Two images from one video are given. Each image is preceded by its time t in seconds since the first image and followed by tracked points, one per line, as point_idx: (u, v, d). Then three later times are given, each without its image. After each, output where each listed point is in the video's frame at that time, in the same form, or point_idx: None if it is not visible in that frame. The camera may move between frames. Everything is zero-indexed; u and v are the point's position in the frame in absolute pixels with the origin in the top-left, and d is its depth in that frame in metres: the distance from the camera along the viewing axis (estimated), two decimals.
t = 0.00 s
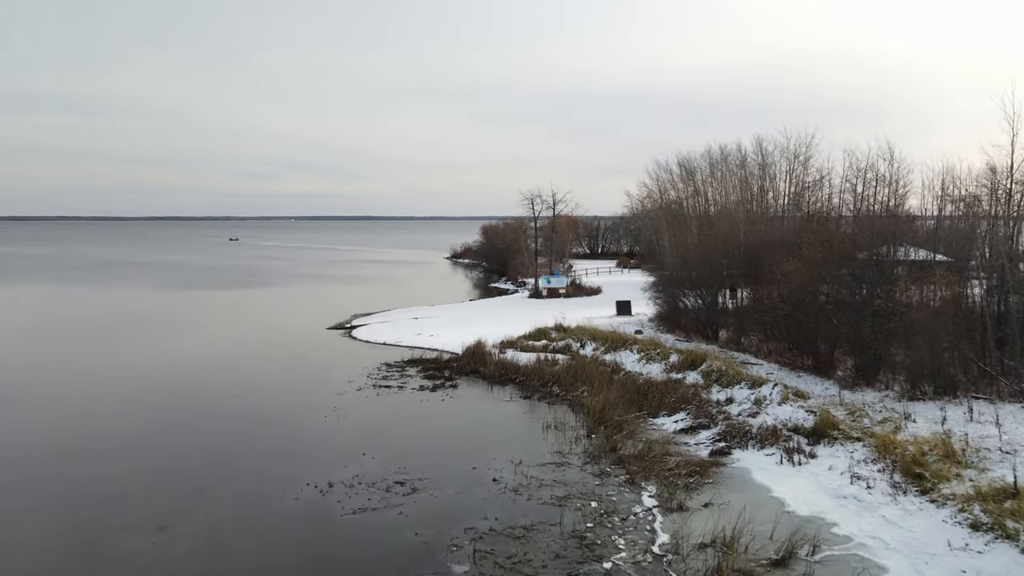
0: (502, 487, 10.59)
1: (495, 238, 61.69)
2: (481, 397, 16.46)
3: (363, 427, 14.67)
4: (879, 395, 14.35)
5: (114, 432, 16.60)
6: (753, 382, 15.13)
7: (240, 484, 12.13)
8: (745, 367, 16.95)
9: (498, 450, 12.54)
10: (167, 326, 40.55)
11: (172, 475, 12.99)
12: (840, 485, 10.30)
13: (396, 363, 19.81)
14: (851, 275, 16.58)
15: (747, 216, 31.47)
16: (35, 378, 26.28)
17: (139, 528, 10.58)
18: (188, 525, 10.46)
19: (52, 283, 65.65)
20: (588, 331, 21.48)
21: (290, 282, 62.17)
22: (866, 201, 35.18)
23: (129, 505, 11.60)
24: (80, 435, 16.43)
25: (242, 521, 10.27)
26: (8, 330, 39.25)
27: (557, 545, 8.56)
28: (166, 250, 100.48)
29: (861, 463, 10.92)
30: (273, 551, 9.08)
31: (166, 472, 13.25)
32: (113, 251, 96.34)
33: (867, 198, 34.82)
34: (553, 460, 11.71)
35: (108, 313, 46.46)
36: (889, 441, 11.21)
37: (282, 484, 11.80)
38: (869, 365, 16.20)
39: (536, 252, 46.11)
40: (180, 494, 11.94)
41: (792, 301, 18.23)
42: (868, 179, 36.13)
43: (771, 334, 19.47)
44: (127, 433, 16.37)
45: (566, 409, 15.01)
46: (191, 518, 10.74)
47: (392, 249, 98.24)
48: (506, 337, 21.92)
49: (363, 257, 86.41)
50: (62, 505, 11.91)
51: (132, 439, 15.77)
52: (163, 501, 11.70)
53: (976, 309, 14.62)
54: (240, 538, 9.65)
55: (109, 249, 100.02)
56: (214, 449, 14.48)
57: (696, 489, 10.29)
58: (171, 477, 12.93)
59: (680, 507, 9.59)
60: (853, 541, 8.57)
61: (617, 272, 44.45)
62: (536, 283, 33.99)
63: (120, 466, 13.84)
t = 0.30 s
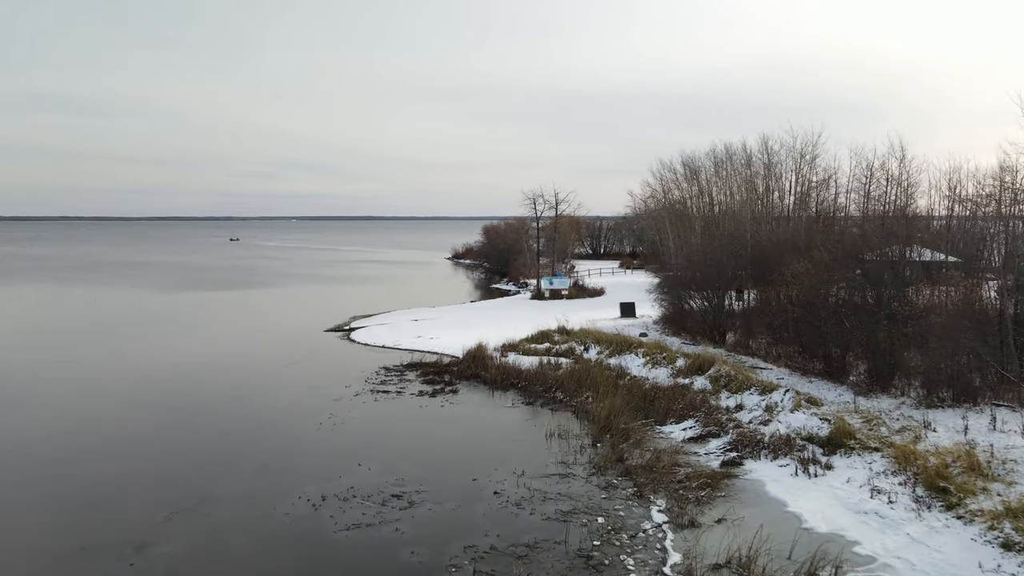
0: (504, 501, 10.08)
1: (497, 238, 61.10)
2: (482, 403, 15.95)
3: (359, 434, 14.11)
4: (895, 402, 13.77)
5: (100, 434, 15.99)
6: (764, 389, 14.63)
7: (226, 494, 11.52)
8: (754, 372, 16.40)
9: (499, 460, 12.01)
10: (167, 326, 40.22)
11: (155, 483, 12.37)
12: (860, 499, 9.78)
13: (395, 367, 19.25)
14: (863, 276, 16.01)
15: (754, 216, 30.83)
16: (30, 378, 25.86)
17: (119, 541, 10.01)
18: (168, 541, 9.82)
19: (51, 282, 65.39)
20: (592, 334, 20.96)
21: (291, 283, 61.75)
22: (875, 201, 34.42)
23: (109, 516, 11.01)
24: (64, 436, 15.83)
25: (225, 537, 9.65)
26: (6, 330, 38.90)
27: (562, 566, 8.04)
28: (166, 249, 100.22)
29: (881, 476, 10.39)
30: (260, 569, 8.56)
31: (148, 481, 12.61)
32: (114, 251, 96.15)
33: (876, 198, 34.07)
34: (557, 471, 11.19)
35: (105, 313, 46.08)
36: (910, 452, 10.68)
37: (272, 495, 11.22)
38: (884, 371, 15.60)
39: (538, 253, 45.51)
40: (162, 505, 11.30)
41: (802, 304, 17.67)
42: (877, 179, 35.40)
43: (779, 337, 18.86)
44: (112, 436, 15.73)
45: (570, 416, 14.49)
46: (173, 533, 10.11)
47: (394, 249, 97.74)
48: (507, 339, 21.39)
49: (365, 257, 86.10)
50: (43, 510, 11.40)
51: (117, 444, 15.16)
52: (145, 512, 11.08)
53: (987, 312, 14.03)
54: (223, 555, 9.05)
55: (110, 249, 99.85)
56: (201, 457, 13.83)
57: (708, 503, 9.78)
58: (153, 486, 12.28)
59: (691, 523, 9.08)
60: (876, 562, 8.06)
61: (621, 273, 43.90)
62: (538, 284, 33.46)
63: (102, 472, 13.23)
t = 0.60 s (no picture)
0: (506, 516, 9.57)
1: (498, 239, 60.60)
2: (484, 409, 15.45)
3: (355, 441, 13.58)
4: (913, 410, 13.20)
5: (87, 437, 15.46)
6: (775, 395, 14.15)
7: (215, 505, 11.00)
8: (764, 378, 15.88)
9: (499, 471, 11.48)
10: (165, 326, 39.77)
11: (142, 492, 11.84)
12: (882, 514, 9.26)
13: (394, 370, 18.73)
14: (874, 277, 15.46)
15: (759, 216, 30.28)
16: (26, 379, 25.40)
17: (102, 556, 9.50)
18: (151, 558, 9.28)
19: (51, 283, 65.07)
20: (595, 336, 20.46)
21: (291, 283, 61.30)
22: (882, 202, 33.85)
23: (90, 530, 10.44)
24: (52, 439, 15.34)
25: (211, 553, 9.13)
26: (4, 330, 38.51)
27: None
28: (166, 250, 100.01)
29: (903, 489, 9.86)
30: None
31: (130, 494, 11.90)
32: (115, 251, 95.82)
33: (884, 199, 33.47)
34: (561, 484, 10.67)
35: (104, 313, 45.72)
36: (932, 464, 10.16)
37: (264, 507, 10.71)
38: (899, 376, 14.99)
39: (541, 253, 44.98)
40: (148, 516, 10.78)
41: (813, 306, 17.09)
42: (884, 178, 34.82)
43: (789, 340, 18.31)
44: (100, 440, 15.21)
45: (574, 423, 13.98)
46: (156, 549, 9.58)
47: (395, 250, 97.28)
48: (509, 342, 20.88)
49: (365, 258, 85.67)
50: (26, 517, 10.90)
51: (105, 448, 14.64)
52: (130, 524, 10.56)
53: (1008, 314, 13.26)
54: (208, 573, 8.52)
55: (110, 249, 99.55)
56: (191, 463, 13.30)
57: (722, 519, 9.26)
58: (138, 497, 11.68)
59: (705, 541, 8.57)
60: None
61: (623, 273, 43.36)
62: (540, 285, 32.92)
63: (88, 479, 12.71)
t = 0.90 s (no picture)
0: (507, 534, 9.01)
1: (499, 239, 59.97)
2: (485, 416, 14.91)
3: (350, 450, 12.99)
4: (934, 419, 12.56)
5: (72, 441, 14.90)
6: (788, 402, 13.59)
7: (201, 519, 10.43)
8: (776, 384, 15.28)
9: (500, 484, 10.91)
10: (162, 326, 39.33)
11: (124, 504, 11.27)
12: (909, 533, 8.68)
13: (392, 375, 18.14)
14: (889, 279, 14.84)
15: (766, 216, 29.61)
16: (19, 379, 24.89)
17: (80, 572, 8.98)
18: None
19: (50, 283, 64.77)
20: (600, 340, 19.89)
21: (291, 283, 60.84)
22: (891, 204, 33.07)
23: (71, 542, 9.94)
24: (36, 443, 14.78)
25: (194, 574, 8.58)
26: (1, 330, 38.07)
27: None
28: (167, 250, 99.65)
29: (929, 505, 9.27)
30: None
31: (117, 502, 11.44)
32: (115, 252, 95.51)
33: (894, 199, 32.70)
34: (566, 498, 10.10)
35: (101, 313, 45.30)
36: (960, 478, 9.55)
37: (254, 520, 10.18)
38: (917, 383, 14.28)
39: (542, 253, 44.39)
40: (129, 531, 10.22)
41: (826, 308, 16.40)
42: (893, 177, 34.15)
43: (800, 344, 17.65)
44: (85, 445, 14.65)
45: (578, 432, 13.39)
46: (137, 566, 9.05)
47: (396, 251, 96.75)
48: (511, 345, 20.30)
49: (365, 258, 85.19)
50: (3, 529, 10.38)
51: (90, 453, 14.08)
52: (113, 536, 10.06)
53: None
54: None
55: (110, 250, 99.27)
56: (178, 472, 12.72)
57: (737, 538, 8.70)
58: (124, 506, 11.20)
59: (720, 563, 8.01)
60: None
61: (627, 274, 42.79)
62: (542, 286, 32.37)
63: (70, 486, 12.15)
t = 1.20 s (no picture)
0: (508, 552, 8.50)
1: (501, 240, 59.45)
2: (486, 423, 14.39)
3: (345, 459, 12.39)
4: (954, 427, 12.03)
5: (64, 442, 14.40)
6: (801, 409, 13.10)
7: (186, 532, 9.82)
8: (786, 389, 14.75)
9: (501, 497, 10.40)
10: (160, 326, 38.87)
11: (117, 511, 10.70)
12: (935, 551, 8.15)
13: (389, 379, 17.56)
14: (903, 279, 14.29)
15: (773, 217, 29.05)
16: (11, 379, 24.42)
17: None
18: None
19: (49, 283, 64.44)
20: (603, 343, 19.37)
21: (290, 283, 60.38)
22: (900, 204, 32.43)
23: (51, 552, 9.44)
24: (27, 444, 14.30)
25: None
26: None
27: None
28: (166, 250, 99.33)
29: (955, 522, 8.74)
30: None
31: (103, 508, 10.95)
32: (115, 252, 95.22)
33: (902, 199, 32.06)
34: (570, 513, 9.58)
35: (99, 313, 44.89)
36: (988, 493, 9.02)
37: (242, 532, 9.66)
38: (935, 388, 13.71)
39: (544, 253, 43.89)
40: (117, 541, 9.68)
41: (837, 310, 15.86)
42: (900, 177, 33.61)
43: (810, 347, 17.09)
44: (77, 446, 14.13)
45: (583, 440, 12.87)
46: None
47: (396, 251, 96.16)
48: (512, 349, 19.76)
49: (366, 258, 84.76)
50: None
51: (83, 454, 13.55)
52: (94, 546, 9.56)
53: None
54: None
55: (110, 249, 98.95)
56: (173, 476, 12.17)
57: (754, 558, 8.17)
58: (109, 512, 10.72)
59: None
60: None
61: (629, 275, 42.27)
62: (544, 287, 31.85)
63: (68, 487, 11.73)
